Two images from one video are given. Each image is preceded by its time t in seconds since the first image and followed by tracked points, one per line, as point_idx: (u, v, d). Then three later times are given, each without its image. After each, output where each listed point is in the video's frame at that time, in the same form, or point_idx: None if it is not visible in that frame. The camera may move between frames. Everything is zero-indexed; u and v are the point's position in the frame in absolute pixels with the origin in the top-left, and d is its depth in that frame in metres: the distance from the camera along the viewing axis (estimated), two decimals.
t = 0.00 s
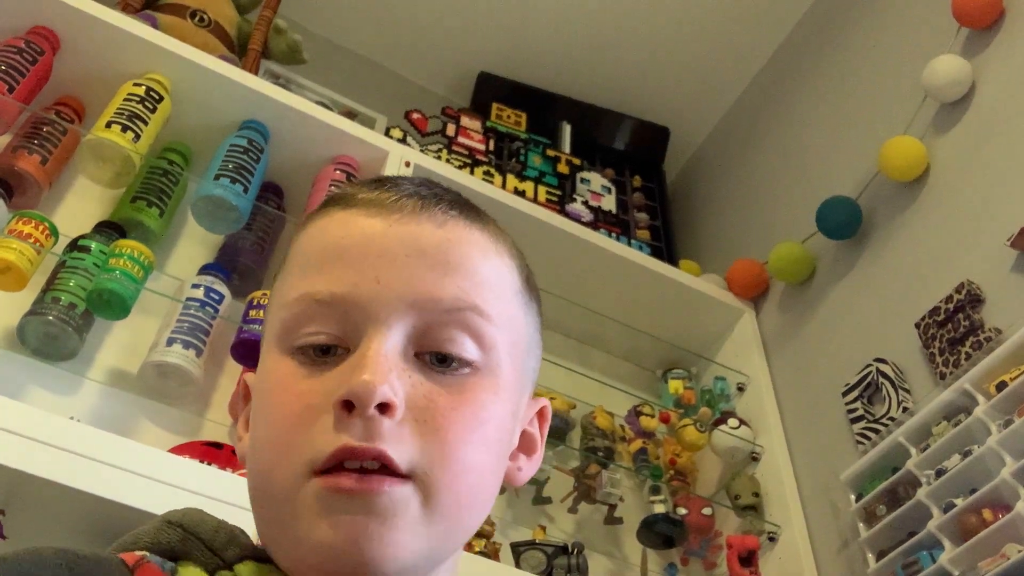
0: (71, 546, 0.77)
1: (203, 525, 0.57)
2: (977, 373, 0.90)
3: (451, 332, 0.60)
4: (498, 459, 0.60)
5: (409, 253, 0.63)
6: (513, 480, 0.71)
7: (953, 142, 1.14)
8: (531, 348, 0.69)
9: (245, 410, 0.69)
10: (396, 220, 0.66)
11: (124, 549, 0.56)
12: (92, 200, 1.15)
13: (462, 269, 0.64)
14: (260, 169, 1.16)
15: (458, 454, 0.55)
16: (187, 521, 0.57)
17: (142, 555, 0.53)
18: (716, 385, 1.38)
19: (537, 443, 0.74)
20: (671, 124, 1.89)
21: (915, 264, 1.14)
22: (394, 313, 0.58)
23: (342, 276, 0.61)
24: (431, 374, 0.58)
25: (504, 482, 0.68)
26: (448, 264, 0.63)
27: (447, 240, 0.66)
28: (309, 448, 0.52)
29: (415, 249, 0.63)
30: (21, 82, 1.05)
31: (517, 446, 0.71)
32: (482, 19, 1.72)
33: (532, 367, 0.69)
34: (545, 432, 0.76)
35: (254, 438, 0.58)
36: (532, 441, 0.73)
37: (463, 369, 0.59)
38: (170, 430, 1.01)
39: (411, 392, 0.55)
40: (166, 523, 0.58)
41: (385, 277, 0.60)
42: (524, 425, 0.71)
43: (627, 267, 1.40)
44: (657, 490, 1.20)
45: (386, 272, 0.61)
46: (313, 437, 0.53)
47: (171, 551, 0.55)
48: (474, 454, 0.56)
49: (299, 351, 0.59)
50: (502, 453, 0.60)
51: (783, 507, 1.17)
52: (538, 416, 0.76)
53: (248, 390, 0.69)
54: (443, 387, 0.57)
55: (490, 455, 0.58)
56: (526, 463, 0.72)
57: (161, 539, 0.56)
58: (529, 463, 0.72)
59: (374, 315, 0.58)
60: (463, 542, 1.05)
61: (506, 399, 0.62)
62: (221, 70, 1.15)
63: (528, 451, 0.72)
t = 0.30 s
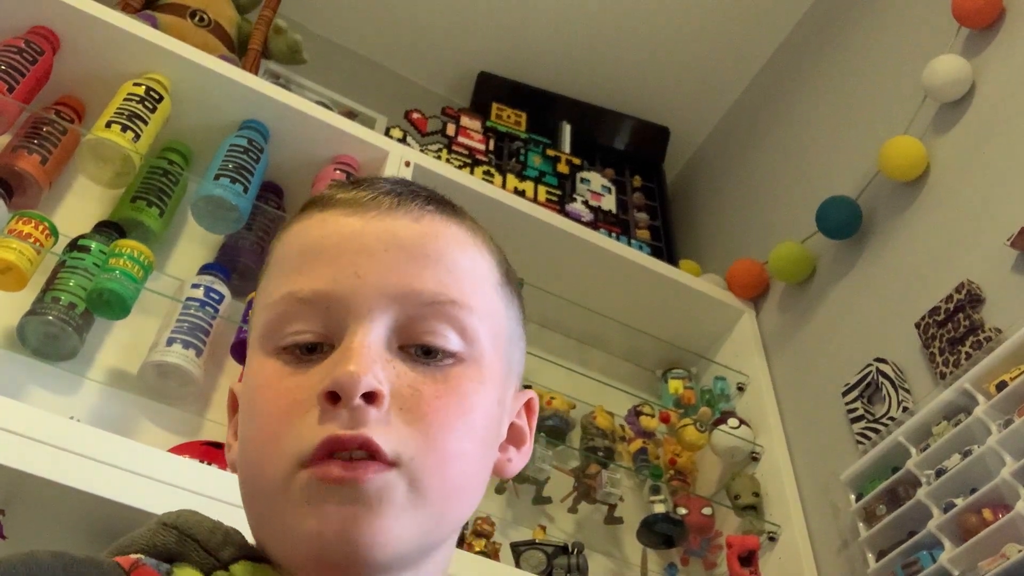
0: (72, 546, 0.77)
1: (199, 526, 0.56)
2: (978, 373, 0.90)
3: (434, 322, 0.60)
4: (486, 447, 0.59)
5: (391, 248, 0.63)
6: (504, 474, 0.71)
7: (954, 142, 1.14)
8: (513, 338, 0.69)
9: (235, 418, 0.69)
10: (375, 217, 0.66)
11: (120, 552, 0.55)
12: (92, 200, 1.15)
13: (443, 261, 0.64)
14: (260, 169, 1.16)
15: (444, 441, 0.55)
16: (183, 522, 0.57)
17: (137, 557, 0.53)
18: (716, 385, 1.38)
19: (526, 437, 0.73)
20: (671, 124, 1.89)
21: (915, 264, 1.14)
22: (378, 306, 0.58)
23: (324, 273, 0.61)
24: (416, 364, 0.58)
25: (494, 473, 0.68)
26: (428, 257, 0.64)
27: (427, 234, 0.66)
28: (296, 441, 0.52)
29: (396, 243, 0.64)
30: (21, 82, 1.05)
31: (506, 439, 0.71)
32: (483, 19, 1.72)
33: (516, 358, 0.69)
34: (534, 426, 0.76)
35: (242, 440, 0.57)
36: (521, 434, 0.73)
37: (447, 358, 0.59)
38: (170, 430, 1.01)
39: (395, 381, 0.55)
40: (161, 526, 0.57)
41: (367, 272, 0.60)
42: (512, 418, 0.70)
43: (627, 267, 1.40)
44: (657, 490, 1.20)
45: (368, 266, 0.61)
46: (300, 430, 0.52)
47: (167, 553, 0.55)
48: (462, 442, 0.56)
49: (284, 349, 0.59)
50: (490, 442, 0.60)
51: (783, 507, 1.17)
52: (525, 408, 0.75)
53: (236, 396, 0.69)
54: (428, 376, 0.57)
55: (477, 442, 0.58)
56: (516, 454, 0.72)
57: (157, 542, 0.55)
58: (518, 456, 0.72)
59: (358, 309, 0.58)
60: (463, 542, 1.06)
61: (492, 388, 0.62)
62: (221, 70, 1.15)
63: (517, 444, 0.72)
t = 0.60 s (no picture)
0: (72, 546, 0.77)
1: (199, 524, 0.56)
2: (977, 373, 0.90)
3: (434, 319, 0.60)
4: (485, 443, 0.59)
5: (391, 247, 0.63)
6: (501, 476, 0.70)
7: (953, 142, 1.14)
8: (511, 339, 0.69)
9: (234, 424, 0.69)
10: (375, 219, 0.67)
11: (119, 551, 0.55)
12: (92, 200, 1.15)
13: (441, 261, 0.65)
14: (259, 169, 1.16)
15: (445, 435, 0.55)
16: (183, 520, 0.56)
17: (136, 557, 0.53)
18: (716, 385, 1.38)
19: (522, 440, 0.73)
20: (671, 124, 1.89)
21: (915, 264, 1.14)
22: (378, 303, 0.59)
23: (325, 272, 0.61)
24: (416, 360, 0.58)
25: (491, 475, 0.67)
26: (428, 256, 0.64)
27: (425, 234, 0.67)
28: (299, 434, 0.52)
29: (395, 242, 0.64)
30: (21, 82, 1.05)
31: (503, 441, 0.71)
32: (483, 19, 1.72)
33: (513, 359, 0.69)
34: (530, 430, 0.76)
35: (242, 438, 0.57)
36: (516, 437, 0.73)
37: (447, 354, 0.60)
38: (170, 430, 1.01)
39: (396, 376, 0.55)
40: (161, 524, 0.56)
41: (367, 270, 0.61)
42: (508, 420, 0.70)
43: (627, 267, 1.40)
44: (657, 490, 1.19)
45: (369, 264, 0.61)
46: (302, 423, 0.52)
47: (165, 551, 0.54)
48: (462, 437, 0.56)
49: (285, 347, 0.59)
50: (489, 438, 0.60)
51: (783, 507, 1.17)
52: (521, 413, 0.75)
53: (236, 400, 0.69)
54: (428, 372, 0.57)
55: (477, 437, 0.58)
56: (512, 456, 0.71)
57: (157, 540, 0.55)
58: (515, 459, 0.72)
59: (359, 306, 0.58)
60: (463, 542, 1.06)
61: (491, 385, 0.62)
62: (221, 70, 1.15)
63: (513, 447, 0.72)
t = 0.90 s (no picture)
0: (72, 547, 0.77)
1: (203, 521, 0.56)
2: (977, 373, 0.90)
3: (438, 314, 0.60)
4: (490, 437, 0.59)
5: (395, 243, 0.64)
6: (504, 473, 0.70)
7: (953, 142, 1.14)
8: (514, 335, 0.70)
9: (236, 423, 0.69)
10: (379, 215, 0.67)
11: (122, 548, 0.54)
12: (92, 200, 1.15)
13: (446, 257, 0.65)
14: (260, 169, 1.16)
15: (451, 428, 0.55)
16: (188, 518, 0.56)
17: (141, 553, 0.52)
18: (716, 385, 1.38)
19: (524, 436, 0.73)
20: (671, 124, 1.89)
21: (915, 264, 1.14)
22: (384, 298, 0.59)
23: (329, 268, 0.61)
24: (421, 354, 0.58)
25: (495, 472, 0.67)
26: (431, 252, 0.64)
27: (429, 231, 0.67)
28: (305, 427, 0.52)
29: (399, 238, 0.64)
30: (21, 82, 1.05)
31: (506, 438, 0.71)
32: (483, 19, 1.72)
33: (516, 355, 0.69)
34: (532, 427, 0.76)
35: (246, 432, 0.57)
36: (519, 434, 0.73)
37: (452, 348, 0.60)
38: (170, 431, 1.01)
39: (402, 369, 0.55)
40: (165, 522, 0.56)
41: (372, 265, 0.61)
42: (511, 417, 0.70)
43: (627, 267, 1.40)
44: (657, 490, 1.19)
45: (374, 260, 0.62)
46: (307, 416, 0.52)
47: (170, 547, 0.54)
48: (468, 429, 0.56)
49: (289, 342, 0.59)
50: (493, 432, 0.60)
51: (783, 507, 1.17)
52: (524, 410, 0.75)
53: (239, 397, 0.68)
54: (433, 366, 0.57)
55: (482, 430, 0.58)
56: (515, 453, 0.72)
57: (161, 537, 0.55)
58: (517, 456, 0.72)
59: (364, 301, 0.59)
60: (463, 542, 1.06)
61: (495, 380, 0.62)
62: (221, 70, 1.15)
63: (515, 443, 0.72)
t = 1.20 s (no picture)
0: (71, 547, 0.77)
1: (220, 522, 0.57)
2: (977, 373, 0.90)
3: (465, 335, 0.60)
4: (511, 460, 0.59)
5: (426, 258, 0.63)
6: (520, 488, 0.70)
7: (953, 142, 1.14)
8: (542, 352, 0.69)
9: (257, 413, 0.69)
10: (412, 226, 0.66)
11: (141, 550, 0.55)
12: (92, 200, 1.15)
13: (477, 274, 0.64)
14: (259, 169, 1.16)
15: (471, 454, 0.54)
16: (204, 519, 0.57)
17: (158, 555, 0.53)
18: (716, 385, 1.38)
19: (544, 450, 0.73)
20: (671, 124, 1.89)
21: (914, 264, 1.14)
22: (410, 317, 0.58)
23: (358, 280, 0.61)
24: (446, 376, 0.57)
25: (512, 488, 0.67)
26: (462, 269, 0.64)
27: (462, 245, 0.66)
28: (324, 446, 0.52)
29: (430, 254, 0.63)
30: (21, 82, 1.05)
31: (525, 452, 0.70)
32: (483, 19, 1.72)
33: (541, 373, 0.69)
34: (552, 441, 0.76)
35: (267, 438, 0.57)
36: (539, 448, 0.73)
37: (477, 371, 0.59)
38: (169, 431, 1.01)
39: (425, 391, 0.55)
40: (183, 523, 0.57)
41: (400, 280, 0.60)
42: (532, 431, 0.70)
43: (627, 267, 1.40)
44: (656, 490, 1.19)
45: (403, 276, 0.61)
46: (328, 434, 0.52)
47: (186, 549, 0.55)
48: (488, 454, 0.56)
49: (314, 352, 0.59)
50: (514, 454, 0.60)
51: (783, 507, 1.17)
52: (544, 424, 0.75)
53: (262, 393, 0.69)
54: (458, 388, 0.57)
55: (503, 455, 0.58)
56: (534, 467, 0.71)
57: (178, 538, 0.56)
58: (536, 470, 0.72)
59: (390, 319, 0.58)
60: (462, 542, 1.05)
61: (518, 402, 0.62)
62: (221, 71, 1.15)
63: (535, 458, 0.72)
